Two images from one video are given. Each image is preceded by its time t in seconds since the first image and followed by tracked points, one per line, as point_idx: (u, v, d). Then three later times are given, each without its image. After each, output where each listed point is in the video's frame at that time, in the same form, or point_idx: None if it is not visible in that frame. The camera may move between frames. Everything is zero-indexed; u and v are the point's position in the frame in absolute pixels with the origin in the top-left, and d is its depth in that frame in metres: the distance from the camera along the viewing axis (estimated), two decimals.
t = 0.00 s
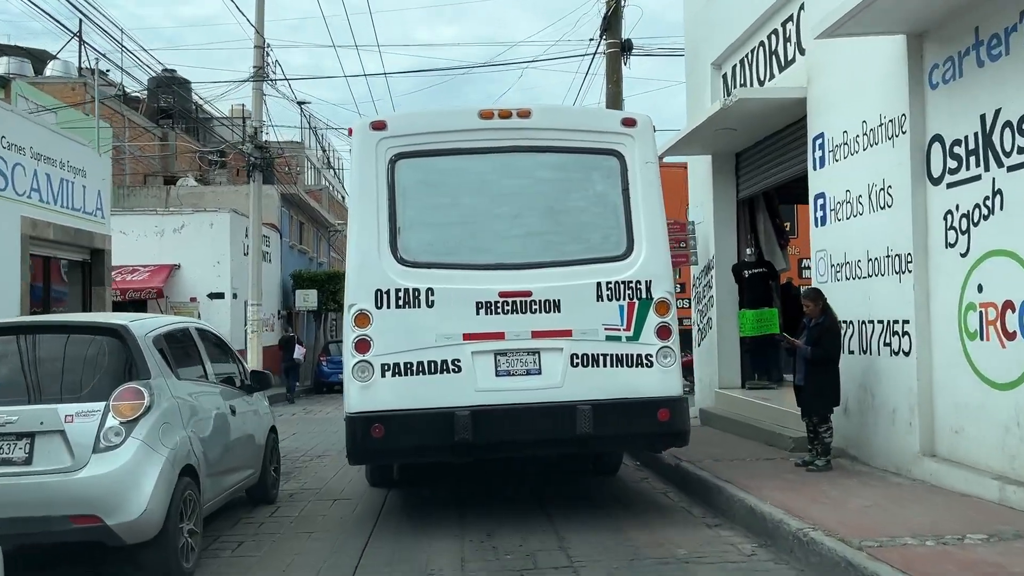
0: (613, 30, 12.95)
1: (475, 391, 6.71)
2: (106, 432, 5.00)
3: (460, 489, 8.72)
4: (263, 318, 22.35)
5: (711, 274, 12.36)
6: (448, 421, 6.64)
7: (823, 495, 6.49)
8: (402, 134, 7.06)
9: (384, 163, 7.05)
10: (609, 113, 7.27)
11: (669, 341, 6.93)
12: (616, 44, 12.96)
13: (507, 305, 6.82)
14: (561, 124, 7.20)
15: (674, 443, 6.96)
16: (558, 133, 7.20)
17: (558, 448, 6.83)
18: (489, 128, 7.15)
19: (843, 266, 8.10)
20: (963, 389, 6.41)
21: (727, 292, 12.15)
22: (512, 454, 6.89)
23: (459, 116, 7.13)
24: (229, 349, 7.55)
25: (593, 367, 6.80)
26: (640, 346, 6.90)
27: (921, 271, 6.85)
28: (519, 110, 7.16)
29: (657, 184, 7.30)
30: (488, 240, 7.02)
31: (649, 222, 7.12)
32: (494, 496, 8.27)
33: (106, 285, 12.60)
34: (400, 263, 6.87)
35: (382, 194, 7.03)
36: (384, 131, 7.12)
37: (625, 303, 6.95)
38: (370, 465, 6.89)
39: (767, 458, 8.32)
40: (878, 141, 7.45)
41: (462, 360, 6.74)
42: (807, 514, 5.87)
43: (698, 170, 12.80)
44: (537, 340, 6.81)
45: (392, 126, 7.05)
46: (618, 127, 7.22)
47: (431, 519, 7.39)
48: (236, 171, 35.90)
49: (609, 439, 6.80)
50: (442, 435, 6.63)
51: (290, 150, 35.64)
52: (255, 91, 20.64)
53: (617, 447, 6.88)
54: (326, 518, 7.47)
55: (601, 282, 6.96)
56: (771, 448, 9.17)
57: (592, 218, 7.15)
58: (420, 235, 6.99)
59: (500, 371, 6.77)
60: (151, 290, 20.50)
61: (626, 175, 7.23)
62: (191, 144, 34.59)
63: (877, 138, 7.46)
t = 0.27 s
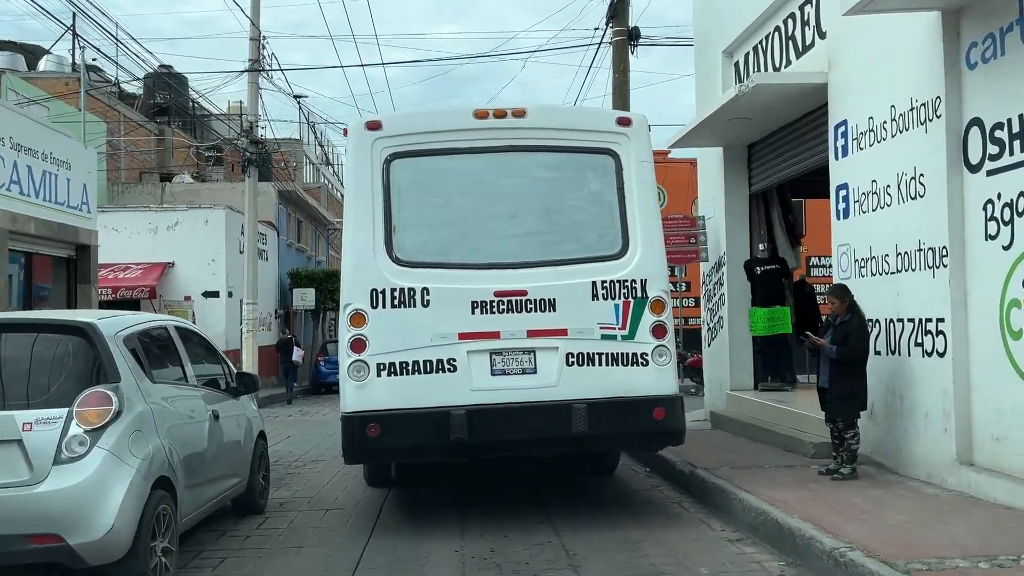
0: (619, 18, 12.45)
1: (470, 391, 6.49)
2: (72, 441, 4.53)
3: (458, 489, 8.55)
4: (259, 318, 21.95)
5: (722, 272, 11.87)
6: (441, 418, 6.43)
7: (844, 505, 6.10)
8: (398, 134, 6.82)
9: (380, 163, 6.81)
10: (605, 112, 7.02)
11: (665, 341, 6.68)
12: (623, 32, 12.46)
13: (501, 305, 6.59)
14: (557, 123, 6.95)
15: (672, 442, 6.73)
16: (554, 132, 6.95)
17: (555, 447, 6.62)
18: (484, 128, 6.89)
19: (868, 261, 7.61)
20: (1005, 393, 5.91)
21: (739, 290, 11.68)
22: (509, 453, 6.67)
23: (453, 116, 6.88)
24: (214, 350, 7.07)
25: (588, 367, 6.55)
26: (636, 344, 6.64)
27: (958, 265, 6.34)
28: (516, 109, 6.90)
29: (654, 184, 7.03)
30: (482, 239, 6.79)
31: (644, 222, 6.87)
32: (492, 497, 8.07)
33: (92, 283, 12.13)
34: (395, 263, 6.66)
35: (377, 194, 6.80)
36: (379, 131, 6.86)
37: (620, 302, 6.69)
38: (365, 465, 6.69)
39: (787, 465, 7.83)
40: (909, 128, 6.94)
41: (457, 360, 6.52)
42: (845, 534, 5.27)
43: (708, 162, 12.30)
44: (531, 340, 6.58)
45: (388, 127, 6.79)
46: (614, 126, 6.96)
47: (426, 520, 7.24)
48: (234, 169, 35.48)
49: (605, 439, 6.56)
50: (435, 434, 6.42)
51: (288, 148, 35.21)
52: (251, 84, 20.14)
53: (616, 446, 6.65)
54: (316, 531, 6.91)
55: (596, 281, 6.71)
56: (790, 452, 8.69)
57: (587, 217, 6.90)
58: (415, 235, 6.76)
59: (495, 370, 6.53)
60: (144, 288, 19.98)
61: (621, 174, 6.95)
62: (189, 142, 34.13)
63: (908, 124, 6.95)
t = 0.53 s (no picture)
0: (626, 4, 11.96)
1: (467, 391, 6.42)
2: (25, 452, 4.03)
3: (457, 491, 8.57)
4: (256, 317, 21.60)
5: (734, 268, 11.36)
6: (437, 417, 6.36)
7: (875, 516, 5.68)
8: (395, 136, 6.79)
9: (377, 166, 6.76)
10: (600, 114, 6.96)
11: (660, 341, 6.62)
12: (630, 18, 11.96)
13: (498, 306, 6.53)
14: (554, 126, 6.90)
15: (666, 442, 6.66)
16: (551, 134, 6.90)
17: (551, 448, 6.55)
18: (482, 130, 6.84)
19: (897, 256, 7.12)
20: None
21: (752, 287, 11.15)
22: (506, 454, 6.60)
23: (451, 119, 6.83)
24: (197, 350, 6.57)
25: (584, 367, 6.49)
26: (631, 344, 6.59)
27: (1000, 258, 5.86)
28: (513, 111, 6.86)
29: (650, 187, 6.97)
30: (479, 240, 6.74)
31: (640, 225, 6.79)
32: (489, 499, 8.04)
33: (77, 279, 11.63)
34: (392, 264, 6.60)
35: (375, 196, 6.75)
36: (377, 133, 6.83)
37: (616, 303, 6.64)
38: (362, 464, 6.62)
39: (808, 473, 7.37)
40: (944, 111, 6.46)
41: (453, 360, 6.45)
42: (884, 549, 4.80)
43: (720, 155, 11.80)
44: (527, 340, 6.51)
45: (386, 129, 6.77)
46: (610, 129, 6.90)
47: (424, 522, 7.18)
48: (231, 166, 34.96)
49: (601, 438, 6.49)
50: (432, 434, 6.35)
51: (286, 146, 34.74)
52: (246, 78, 19.66)
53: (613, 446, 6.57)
54: (309, 548, 6.34)
55: (592, 282, 6.65)
56: (809, 459, 8.25)
57: (583, 218, 6.84)
58: (414, 237, 6.71)
59: (492, 370, 6.47)
60: (136, 286, 19.48)
61: (617, 177, 6.90)
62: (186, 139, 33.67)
63: (944, 107, 6.47)
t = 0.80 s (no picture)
0: None
1: (463, 390, 6.50)
2: None
3: (456, 488, 8.63)
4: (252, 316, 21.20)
5: (748, 264, 10.85)
6: (433, 417, 6.41)
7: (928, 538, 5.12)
8: (393, 140, 6.89)
9: (376, 169, 6.86)
10: (595, 119, 7.09)
11: (652, 342, 6.72)
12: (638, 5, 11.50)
13: (494, 306, 6.62)
14: (548, 130, 7.03)
15: (659, 441, 6.74)
16: (546, 138, 7.04)
17: (545, 447, 6.63)
18: (478, 134, 6.97)
19: (931, 249, 6.63)
20: None
21: (767, 284, 10.64)
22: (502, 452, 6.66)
23: (448, 122, 6.95)
24: (175, 351, 6.05)
25: (579, 367, 6.58)
26: (624, 345, 6.67)
27: None
28: (509, 116, 6.98)
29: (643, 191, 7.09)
30: (476, 243, 6.83)
31: (634, 227, 6.90)
32: (488, 497, 8.11)
33: (60, 276, 11.14)
34: (391, 265, 6.67)
35: (374, 198, 6.84)
36: (375, 137, 6.92)
37: (609, 303, 6.73)
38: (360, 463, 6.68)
39: (834, 483, 6.89)
40: (985, 92, 5.98)
41: (450, 360, 6.53)
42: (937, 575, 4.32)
43: (733, 146, 11.28)
44: (523, 340, 6.60)
45: (385, 132, 6.87)
46: (604, 133, 7.05)
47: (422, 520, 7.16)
48: (227, 163, 34.42)
49: (595, 437, 6.56)
50: (428, 433, 6.42)
51: (284, 142, 34.24)
52: (242, 71, 19.16)
53: (606, 444, 6.65)
54: (297, 565, 5.81)
55: (586, 283, 6.74)
56: (830, 466, 7.81)
57: (578, 220, 6.94)
58: (412, 239, 6.80)
59: (487, 370, 6.55)
60: (128, 283, 18.98)
61: (611, 181, 7.03)
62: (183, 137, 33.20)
63: (984, 87, 5.99)
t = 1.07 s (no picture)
0: None
1: (458, 390, 6.70)
2: None
3: (453, 485, 8.73)
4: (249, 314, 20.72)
5: (764, 261, 10.33)
6: (429, 416, 6.62)
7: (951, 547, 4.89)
8: (390, 146, 7.09)
9: (371, 174, 7.07)
10: (586, 125, 7.23)
11: (642, 343, 6.89)
12: None
13: (488, 308, 6.81)
14: (539, 136, 7.18)
15: (647, 439, 6.93)
16: (539, 143, 7.19)
17: (536, 445, 6.83)
18: (472, 140, 7.15)
19: (972, 241, 6.11)
20: None
21: (784, 280, 10.11)
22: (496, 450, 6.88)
23: (442, 129, 7.14)
24: (150, 351, 5.60)
25: (570, 367, 6.77)
26: (614, 346, 6.85)
27: None
28: (502, 122, 7.14)
29: (633, 195, 7.22)
30: (471, 247, 7.00)
31: (624, 230, 7.04)
32: (486, 494, 8.20)
33: (43, 272, 10.60)
34: (387, 268, 6.88)
35: (371, 203, 7.05)
36: (372, 143, 7.14)
37: (600, 305, 6.90)
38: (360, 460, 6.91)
39: (865, 494, 6.36)
40: None
41: (445, 361, 6.72)
42: None
43: (748, 136, 10.75)
44: (515, 340, 6.80)
45: (382, 139, 7.08)
46: (594, 138, 7.18)
47: (418, 521, 7.03)
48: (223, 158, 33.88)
49: (585, 436, 6.76)
50: (424, 432, 6.63)
51: (281, 139, 33.91)
52: (238, 63, 18.65)
53: (596, 442, 6.85)
54: None
55: (577, 285, 6.92)
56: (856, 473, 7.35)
57: (569, 225, 7.09)
58: (408, 242, 6.99)
59: (481, 370, 6.75)
60: (120, 281, 18.38)
61: (601, 185, 7.17)
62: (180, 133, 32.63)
63: None
